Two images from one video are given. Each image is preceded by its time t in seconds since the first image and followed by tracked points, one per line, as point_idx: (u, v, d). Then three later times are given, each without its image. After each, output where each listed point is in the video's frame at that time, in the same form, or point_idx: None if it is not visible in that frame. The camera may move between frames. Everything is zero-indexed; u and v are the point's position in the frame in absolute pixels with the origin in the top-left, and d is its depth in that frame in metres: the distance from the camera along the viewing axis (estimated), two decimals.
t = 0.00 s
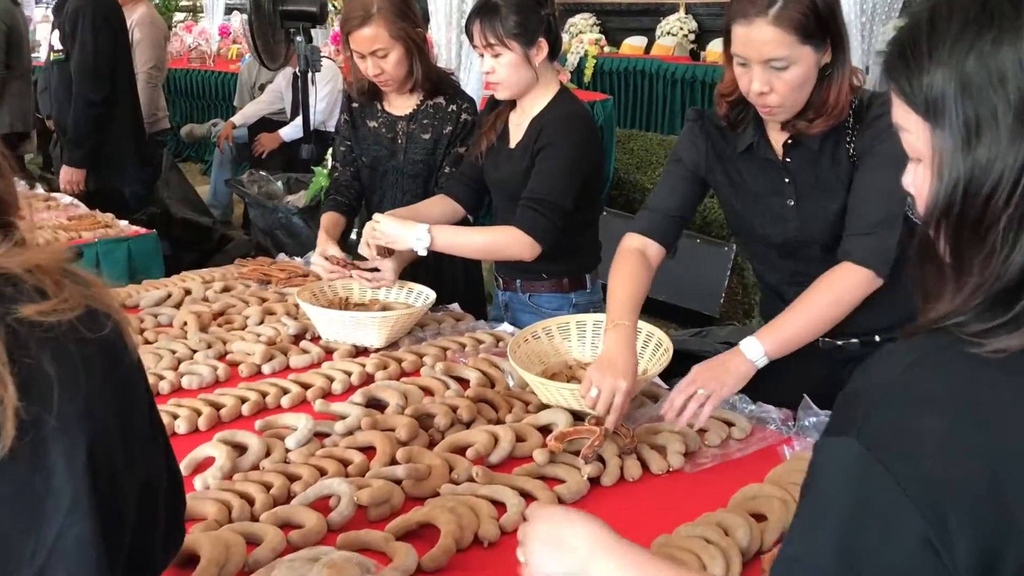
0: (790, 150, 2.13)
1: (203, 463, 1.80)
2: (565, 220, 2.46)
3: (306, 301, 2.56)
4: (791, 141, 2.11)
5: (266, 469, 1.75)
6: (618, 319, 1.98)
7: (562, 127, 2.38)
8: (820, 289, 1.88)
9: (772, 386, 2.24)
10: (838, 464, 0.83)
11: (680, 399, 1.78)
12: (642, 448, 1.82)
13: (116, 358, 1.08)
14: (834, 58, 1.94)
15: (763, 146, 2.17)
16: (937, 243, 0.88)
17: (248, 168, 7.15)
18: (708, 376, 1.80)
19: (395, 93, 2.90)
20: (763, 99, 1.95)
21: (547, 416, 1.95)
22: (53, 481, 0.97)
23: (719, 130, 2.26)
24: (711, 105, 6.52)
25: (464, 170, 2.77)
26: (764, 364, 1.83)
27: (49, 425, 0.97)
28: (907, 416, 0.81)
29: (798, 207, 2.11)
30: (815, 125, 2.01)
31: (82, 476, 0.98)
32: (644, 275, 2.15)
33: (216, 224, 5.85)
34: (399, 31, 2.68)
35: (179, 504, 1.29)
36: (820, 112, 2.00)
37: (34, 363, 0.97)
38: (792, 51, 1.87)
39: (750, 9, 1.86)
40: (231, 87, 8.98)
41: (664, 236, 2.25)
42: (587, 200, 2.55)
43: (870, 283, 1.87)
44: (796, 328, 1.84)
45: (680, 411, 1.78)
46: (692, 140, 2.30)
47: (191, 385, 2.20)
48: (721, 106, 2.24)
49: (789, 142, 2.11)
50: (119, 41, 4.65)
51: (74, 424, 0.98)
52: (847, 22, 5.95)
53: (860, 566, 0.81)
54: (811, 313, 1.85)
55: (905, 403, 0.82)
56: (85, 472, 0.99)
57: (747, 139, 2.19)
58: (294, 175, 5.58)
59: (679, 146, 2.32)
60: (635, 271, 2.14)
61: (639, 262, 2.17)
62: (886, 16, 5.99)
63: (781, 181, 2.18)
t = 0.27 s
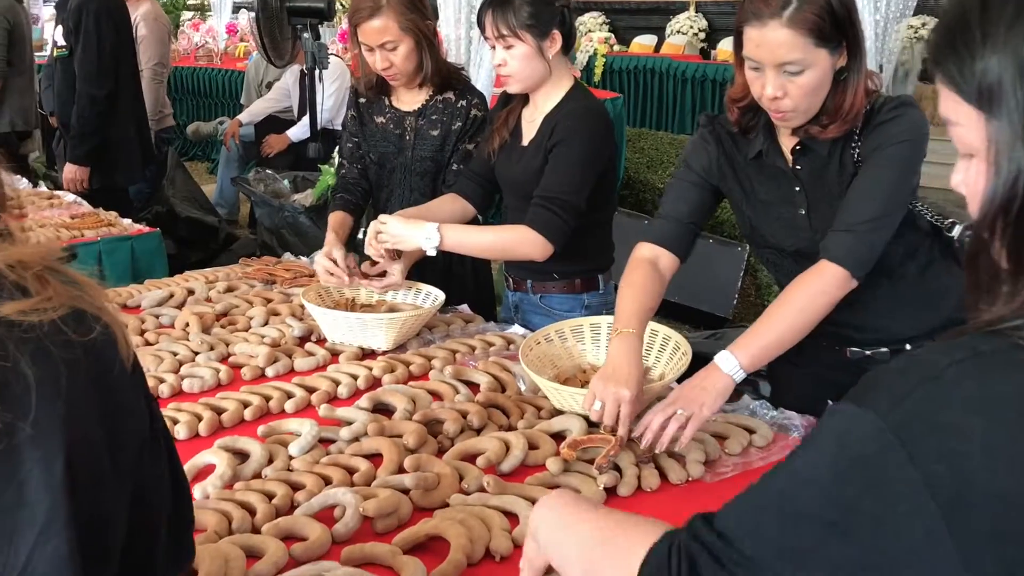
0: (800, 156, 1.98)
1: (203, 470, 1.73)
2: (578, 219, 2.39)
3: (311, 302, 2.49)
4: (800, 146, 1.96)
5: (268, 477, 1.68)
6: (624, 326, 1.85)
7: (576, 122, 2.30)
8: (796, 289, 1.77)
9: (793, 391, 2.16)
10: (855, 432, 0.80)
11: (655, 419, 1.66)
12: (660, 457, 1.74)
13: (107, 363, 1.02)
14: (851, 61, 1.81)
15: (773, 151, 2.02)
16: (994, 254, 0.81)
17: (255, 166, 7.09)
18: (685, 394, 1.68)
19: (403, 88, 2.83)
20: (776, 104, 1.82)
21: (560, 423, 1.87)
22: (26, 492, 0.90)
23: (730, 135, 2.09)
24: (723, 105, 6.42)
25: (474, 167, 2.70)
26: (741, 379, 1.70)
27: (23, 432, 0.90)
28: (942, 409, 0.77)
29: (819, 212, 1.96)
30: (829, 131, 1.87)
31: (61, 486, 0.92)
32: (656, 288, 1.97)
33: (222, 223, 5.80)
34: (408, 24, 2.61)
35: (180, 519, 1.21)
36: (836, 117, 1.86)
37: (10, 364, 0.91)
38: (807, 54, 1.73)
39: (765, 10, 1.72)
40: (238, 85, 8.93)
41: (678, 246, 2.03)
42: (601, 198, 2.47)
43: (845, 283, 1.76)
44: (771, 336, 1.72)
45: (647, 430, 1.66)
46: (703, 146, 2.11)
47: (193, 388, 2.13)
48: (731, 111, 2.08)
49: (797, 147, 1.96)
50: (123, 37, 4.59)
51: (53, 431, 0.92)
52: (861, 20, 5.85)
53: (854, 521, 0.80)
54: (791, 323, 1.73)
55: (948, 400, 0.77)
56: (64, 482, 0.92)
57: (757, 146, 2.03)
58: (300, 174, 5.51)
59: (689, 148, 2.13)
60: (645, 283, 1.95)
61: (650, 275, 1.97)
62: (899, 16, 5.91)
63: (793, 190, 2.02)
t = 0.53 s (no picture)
0: (820, 149, 1.78)
1: (205, 472, 1.66)
2: (595, 213, 2.31)
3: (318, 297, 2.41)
4: (820, 137, 1.77)
5: (272, 481, 1.60)
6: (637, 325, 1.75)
7: (593, 112, 2.22)
8: (805, 287, 1.57)
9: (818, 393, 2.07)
10: (889, 464, 0.78)
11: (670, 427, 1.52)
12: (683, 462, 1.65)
13: (105, 365, 0.94)
14: (877, 46, 1.64)
15: (793, 144, 1.81)
16: None
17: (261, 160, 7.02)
18: (699, 404, 1.52)
19: (413, 76, 2.77)
20: (798, 91, 1.64)
21: (577, 425, 1.79)
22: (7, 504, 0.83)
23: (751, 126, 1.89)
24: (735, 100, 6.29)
25: (486, 158, 2.62)
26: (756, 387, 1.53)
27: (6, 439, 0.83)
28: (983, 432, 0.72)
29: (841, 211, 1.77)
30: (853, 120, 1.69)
31: (44, 499, 0.84)
32: (671, 285, 1.83)
33: (227, 217, 5.73)
34: (419, 9, 2.54)
35: (184, 533, 1.13)
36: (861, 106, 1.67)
37: None
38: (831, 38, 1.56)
39: None
40: (244, 78, 8.86)
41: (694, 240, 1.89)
42: (617, 192, 2.39)
43: (857, 279, 1.56)
44: (784, 341, 1.54)
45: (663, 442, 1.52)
46: (723, 139, 1.92)
47: (194, 386, 2.06)
48: (752, 101, 1.88)
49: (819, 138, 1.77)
50: (127, 26, 4.52)
51: (40, 435, 0.84)
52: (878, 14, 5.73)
53: (879, 557, 0.78)
54: (805, 327, 1.54)
55: (985, 425, 0.75)
56: (49, 494, 0.84)
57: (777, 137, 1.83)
58: (307, 167, 5.44)
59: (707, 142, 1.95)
60: (660, 278, 1.83)
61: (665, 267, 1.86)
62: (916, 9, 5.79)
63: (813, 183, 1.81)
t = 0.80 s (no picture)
0: (849, 136, 1.68)
1: (202, 473, 1.58)
2: (609, 204, 2.22)
3: (321, 290, 2.33)
4: (849, 125, 1.67)
5: (273, 484, 1.52)
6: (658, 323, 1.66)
7: (609, 98, 2.13)
8: (836, 286, 1.49)
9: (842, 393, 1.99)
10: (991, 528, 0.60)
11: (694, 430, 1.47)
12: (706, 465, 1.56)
13: (99, 372, 0.86)
14: (908, 25, 1.53)
15: (820, 131, 1.71)
16: None
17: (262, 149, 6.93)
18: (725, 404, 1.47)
19: (422, 60, 2.68)
20: (825, 74, 1.54)
21: (593, 425, 1.71)
22: None
23: (775, 113, 1.79)
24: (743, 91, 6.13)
25: (497, 146, 2.54)
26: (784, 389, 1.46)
27: None
28: None
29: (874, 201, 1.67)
30: (884, 104, 1.58)
31: (23, 517, 0.76)
32: (692, 279, 1.75)
33: (227, 206, 5.64)
34: None
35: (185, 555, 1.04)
36: (891, 89, 1.56)
37: None
38: (858, 17, 1.46)
39: None
40: (245, 66, 8.76)
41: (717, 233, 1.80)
42: (633, 182, 2.31)
43: (892, 277, 1.48)
44: (814, 340, 1.47)
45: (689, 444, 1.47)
46: (747, 127, 1.82)
47: (192, 381, 1.98)
48: (776, 86, 1.78)
49: (847, 125, 1.67)
50: (125, 10, 4.43)
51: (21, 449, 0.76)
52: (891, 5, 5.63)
53: None
54: (837, 327, 1.47)
55: None
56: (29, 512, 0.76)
57: (803, 125, 1.73)
58: (308, 156, 5.34)
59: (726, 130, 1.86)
60: (680, 273, 1.75)
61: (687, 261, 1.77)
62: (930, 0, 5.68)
63: (841, 173, 1.71)
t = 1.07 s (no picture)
0: (879, 121, 1.60)
1: (193, 476, 1.49)
2: (620, 192, 2.14)
3: (318, 280, 2.24)
4: (880, 108, 1.58)
5: (269, 487, 1.43)
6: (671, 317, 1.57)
7: (621, 82, 2.04)
8: (877, 281, 1.44)
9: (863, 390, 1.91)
10: None
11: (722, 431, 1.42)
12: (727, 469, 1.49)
13: (81, 379, 0.81)
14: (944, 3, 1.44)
15: (848, 116, 1.63)
16: None
17: (257, 134, 6.82)
18: (758, 403, 1.42)
19: (424, 41, 2.59)
20: (853, 56, 1.45)
21: (605, 425, 1.62)
22: None
23: (799, 97, 1.70)
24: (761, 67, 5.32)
25: (502, 132, 2.45)
26: (822, 389, 1.40)
27: None
28: None
29: (907, 187, 1.59)
30: (918, 88, 1.49)
31: None
32: (710, 271, 1.67)
33: (221, 192, 5.53)
34: None
35: None
36: (926, 70, 1.48)
37: None
38: None
39: None
40: (239, 50, 8.62)
41: (737, 225, 1.72)
42: (644, 169, 2.22)
43: (937, 273, 1.42)
44: (851, 340, 1.41)
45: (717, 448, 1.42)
46: (769, 112, 1.73)
47: (183, 376, 1.89)
48: (801, 68, 1.68)
49: (876, 109, 1.59)
50: None
51: None
52: None
53: None
54: (876, 326, 1.41)
55: None
56: None
57: (829, 109, 1.64)
58: (304, 141, 5.24)
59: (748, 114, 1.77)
60: (696, 265, 1.66)
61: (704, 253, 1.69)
62: None
63: (871, 159, 1.63)
